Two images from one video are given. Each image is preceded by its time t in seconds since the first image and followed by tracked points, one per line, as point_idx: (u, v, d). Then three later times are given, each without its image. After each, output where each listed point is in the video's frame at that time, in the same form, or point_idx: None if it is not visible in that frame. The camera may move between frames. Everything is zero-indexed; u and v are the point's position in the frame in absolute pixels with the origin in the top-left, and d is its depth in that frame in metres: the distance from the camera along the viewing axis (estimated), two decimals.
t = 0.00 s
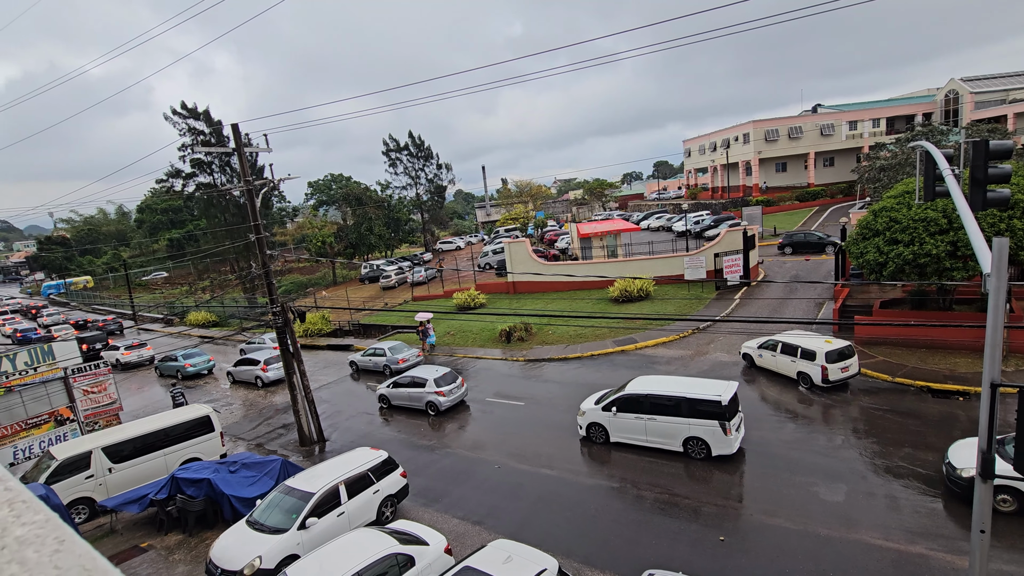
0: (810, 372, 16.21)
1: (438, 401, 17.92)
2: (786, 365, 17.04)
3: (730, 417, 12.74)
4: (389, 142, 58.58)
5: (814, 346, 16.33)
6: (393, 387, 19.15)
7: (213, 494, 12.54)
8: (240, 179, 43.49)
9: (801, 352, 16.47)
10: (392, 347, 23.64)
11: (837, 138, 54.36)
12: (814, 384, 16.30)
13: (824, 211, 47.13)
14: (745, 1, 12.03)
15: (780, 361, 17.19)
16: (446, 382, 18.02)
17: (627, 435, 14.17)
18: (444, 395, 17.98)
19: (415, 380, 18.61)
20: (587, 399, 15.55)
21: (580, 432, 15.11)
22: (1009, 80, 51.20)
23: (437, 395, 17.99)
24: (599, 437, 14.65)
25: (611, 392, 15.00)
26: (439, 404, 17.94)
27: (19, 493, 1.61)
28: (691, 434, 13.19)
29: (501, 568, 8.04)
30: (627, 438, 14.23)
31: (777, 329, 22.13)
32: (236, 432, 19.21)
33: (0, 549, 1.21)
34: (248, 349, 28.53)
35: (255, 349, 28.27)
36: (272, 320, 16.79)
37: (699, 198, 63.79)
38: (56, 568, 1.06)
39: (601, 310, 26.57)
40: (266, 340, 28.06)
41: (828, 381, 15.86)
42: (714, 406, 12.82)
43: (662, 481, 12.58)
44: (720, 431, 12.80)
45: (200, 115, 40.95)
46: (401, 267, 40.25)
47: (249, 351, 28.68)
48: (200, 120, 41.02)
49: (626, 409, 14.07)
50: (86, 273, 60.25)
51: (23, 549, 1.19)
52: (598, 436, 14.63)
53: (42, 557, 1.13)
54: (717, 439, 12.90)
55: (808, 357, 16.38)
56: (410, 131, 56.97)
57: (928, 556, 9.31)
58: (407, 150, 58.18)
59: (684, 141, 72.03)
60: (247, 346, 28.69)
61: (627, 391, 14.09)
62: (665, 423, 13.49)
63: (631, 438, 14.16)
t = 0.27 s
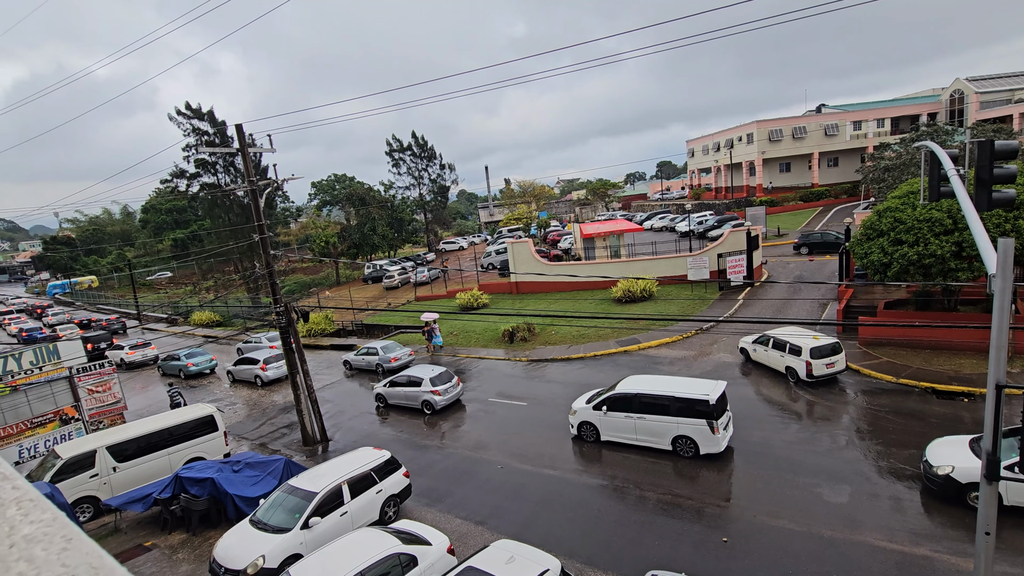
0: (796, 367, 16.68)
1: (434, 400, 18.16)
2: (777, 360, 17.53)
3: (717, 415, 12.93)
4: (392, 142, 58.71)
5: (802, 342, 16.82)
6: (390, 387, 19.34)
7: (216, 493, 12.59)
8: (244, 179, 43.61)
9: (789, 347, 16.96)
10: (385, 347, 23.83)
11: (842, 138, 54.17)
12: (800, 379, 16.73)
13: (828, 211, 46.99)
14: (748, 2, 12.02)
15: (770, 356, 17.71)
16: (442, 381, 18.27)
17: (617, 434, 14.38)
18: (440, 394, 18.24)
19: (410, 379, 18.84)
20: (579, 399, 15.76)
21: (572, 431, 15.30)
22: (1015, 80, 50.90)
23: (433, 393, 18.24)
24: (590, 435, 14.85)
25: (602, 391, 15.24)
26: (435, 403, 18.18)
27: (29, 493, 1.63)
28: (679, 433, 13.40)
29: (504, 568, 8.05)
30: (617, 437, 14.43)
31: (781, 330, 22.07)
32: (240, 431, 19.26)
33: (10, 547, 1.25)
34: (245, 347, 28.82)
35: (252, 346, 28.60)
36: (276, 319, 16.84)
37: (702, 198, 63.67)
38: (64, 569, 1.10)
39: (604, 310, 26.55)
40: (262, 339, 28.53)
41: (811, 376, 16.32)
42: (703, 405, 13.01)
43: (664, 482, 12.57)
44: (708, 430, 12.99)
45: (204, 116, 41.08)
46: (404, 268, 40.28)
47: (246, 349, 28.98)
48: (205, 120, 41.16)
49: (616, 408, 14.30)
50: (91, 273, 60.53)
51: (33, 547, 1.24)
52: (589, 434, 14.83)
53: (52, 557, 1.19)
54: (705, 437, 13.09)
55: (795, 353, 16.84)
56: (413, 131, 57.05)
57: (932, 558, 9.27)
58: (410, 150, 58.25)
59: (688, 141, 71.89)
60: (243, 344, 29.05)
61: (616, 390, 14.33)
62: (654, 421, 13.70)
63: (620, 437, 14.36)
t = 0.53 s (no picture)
0: (783, 362, 17.21)
1: (429, 399, 18.27)
2: (768, 355, 18.08)
3: (704, 413, 13.09)
4: (394, 143, 58.80)
5: (790, 338, 17.42)
6: (386, 385, 19.48)
7: (219, 493, 12.61)
8: (247, 179, 43.69)
9: (777, 342, 17.58)
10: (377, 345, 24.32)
11: (845, 138, 54.06)
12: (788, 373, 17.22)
13: (831, 211, 46.90)
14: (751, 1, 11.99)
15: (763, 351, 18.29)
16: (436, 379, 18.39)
17: (607, 432, 14.51)
18: (435, 393, 18.32)
19: (406, 378, 18.99)
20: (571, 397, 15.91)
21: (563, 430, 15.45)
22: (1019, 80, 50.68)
23: (428, 393, 18.35)
24: (580, 433, 15.00)
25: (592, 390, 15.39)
26: (429, 402, 18.29)
27: (35, 491, 1.63)
28: (667, 431, 13.55)
29: (506, 568, 8.04)
30: (607, 435, 14.56)
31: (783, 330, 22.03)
32: (242, 430, 19.30)
33: (16, 544, 1.25)
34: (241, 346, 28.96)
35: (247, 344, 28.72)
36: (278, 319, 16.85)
37: (704, 199, 63.58)
38: (71, 566, 1.10)
39: (606, 310, 26.53)
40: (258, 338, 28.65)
41: (797, 370, 16.84)
42: (689, 404, 13.17)
43: (666, 482, 12.56)
44: (695, 428, 13.13)
45: (207, 116, 41.16)
46: (406, 268, 40.29)
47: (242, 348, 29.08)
48: (207, 120, 41.24)
49: (605, 406, 14.46)
50: (95, 273, 60.71)
51: (39, 545, 1.24)
52: (580, 432, 14.98)
53: (59, 555, 1.18)
54: (692, 436, 13.23)
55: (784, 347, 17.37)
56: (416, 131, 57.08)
57: (935, 560, 9.24)
58: (412, 150, 58.28)
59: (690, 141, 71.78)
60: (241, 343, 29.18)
61: (605, 389, 14.50)
62: (643, 420, 13.85)
63: (610, 436, 14.50)
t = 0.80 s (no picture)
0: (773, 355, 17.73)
1: (422, 397, 18.48)
2: (761, 348, 18.63)
3: (690, 412, 13.28)
4: (396, 143, 58.87)
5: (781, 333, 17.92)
6: (381, 383, 19.67)
7: (220, 492, 12.62)
8: (248, 179, 43.72)
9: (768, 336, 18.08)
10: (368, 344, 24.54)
11: (846, 138, 54.00)
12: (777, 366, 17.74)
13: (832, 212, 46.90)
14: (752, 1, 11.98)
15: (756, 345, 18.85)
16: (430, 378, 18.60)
17: (596, 430, 14.67)
18: (428, 392, 18.53)
19: (401, 376, 19.20)
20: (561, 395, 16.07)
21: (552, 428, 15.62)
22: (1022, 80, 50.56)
23: (422, 391, 18.55)
24: (569, 432, 15.16)
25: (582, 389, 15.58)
26: (423, 400, 18.49)
27: (40, 489, 1.64)
28: (654, 429, 13.72)
29: (507, 568, 8.04)
30: (595, 433, 14.72)
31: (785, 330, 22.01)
32: (244, 430, 19.32)
33: (18, 542, 1.26)
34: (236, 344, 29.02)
35: (242, 344, 28.80)
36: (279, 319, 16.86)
37: (705, 199, 63.55)
38: (75, 564, 1.11)
39: (607, 310, 26.52)
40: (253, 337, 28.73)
41: (785, 364, 17.36)
42: (676, 403, 13.36)
43: (667, 482, 12.55)
44: (681, 426, 13.31)
45: (209, 115, 41.21)
46: (407, 267, 40.31)
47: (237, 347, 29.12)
48: (209, 120, 41.29)
49: (593, 405, 14.64)
50: (96, 272, 60.79)
51: (42, 542, 1.25)
52: (569, 431, 15.14)
53: (62, 551, 1.19)
54: (678, 434, 13.41)
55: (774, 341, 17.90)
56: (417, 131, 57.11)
57: (936, 561, 9.22)
58: (414, 150, 58.30)
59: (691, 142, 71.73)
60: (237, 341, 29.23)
61: (594, 388, 14.70)
62: (630, 418, 14.03)
63: (598, 434, 14.66)
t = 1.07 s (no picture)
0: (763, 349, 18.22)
1: (415, 396, 18.58)
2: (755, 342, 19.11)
3: (675, 410, 13.39)
4: (395, 142, 58.88)
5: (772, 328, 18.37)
6: (374, 382, 19.76)
7: (218, 491, 12.60)
8: (248, 178, 43.67)
9: (761, 331, 18.47)
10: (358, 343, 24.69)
11: (846, 138, 54.04)
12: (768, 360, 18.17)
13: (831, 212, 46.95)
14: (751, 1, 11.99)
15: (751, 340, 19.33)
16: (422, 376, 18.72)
17: (583, 428, 14.77)
18: (421, 391, 18.63)
19: (394, 375, 19.31)
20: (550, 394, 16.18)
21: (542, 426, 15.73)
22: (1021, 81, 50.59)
23: (414, 390, 18.65)
24: (557, 430, 15.29)
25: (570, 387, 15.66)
26: (415, 399, 18.60)
27: (37, 488, 1.63)
28: (640, 427, 13.85)
29: (507, 568, 8.04)
30: (583, 431, 14.84)
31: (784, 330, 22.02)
32: (243, 429, 19.30)
33: (15, 540, 1.25)
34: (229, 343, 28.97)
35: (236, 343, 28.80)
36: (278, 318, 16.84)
37: (705, 199, 63.60)
38: (68, 563, 1.11)
39: (606, 310, 26.53)
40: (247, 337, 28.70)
41: (773, 358, 17.81)
42: (661, 401, 13.46)
43: (666, 482, 12.54)
44: (666, 424, 13.44)
45: (208, 115, 41.18)
46: (407, 267, 40.29)
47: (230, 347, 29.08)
48: (208, 120, 41.27)
49: (581, 404, 14.73)
50: (95, 272, 60.75)
51: (39, 541, 1.25)
52: (557, 429, 15.27)
53: (58, 550, 1.19)
54: (664, 432, 13.54)
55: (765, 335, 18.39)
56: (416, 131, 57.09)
57: (935, 561, 9.22)
58: (413, 150, 58.28)
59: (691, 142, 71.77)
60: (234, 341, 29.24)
61: (581, 387, 14.80)
62: (617, 416, 14.14)
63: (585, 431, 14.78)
